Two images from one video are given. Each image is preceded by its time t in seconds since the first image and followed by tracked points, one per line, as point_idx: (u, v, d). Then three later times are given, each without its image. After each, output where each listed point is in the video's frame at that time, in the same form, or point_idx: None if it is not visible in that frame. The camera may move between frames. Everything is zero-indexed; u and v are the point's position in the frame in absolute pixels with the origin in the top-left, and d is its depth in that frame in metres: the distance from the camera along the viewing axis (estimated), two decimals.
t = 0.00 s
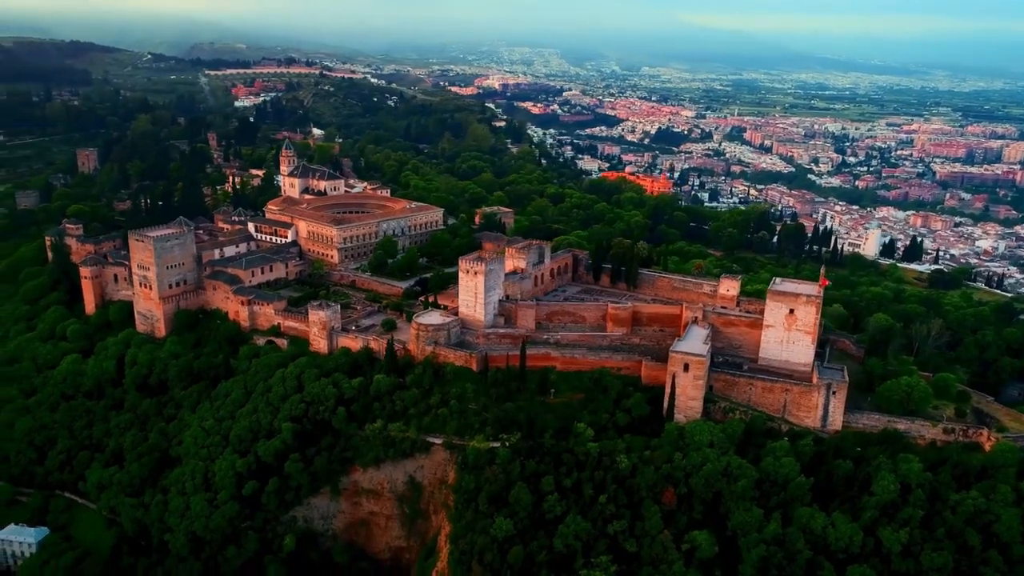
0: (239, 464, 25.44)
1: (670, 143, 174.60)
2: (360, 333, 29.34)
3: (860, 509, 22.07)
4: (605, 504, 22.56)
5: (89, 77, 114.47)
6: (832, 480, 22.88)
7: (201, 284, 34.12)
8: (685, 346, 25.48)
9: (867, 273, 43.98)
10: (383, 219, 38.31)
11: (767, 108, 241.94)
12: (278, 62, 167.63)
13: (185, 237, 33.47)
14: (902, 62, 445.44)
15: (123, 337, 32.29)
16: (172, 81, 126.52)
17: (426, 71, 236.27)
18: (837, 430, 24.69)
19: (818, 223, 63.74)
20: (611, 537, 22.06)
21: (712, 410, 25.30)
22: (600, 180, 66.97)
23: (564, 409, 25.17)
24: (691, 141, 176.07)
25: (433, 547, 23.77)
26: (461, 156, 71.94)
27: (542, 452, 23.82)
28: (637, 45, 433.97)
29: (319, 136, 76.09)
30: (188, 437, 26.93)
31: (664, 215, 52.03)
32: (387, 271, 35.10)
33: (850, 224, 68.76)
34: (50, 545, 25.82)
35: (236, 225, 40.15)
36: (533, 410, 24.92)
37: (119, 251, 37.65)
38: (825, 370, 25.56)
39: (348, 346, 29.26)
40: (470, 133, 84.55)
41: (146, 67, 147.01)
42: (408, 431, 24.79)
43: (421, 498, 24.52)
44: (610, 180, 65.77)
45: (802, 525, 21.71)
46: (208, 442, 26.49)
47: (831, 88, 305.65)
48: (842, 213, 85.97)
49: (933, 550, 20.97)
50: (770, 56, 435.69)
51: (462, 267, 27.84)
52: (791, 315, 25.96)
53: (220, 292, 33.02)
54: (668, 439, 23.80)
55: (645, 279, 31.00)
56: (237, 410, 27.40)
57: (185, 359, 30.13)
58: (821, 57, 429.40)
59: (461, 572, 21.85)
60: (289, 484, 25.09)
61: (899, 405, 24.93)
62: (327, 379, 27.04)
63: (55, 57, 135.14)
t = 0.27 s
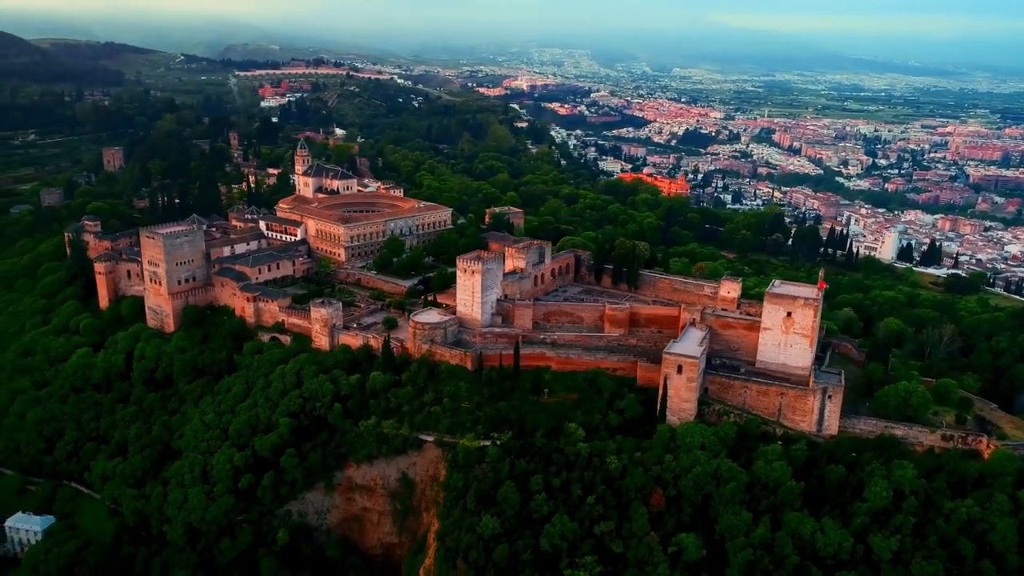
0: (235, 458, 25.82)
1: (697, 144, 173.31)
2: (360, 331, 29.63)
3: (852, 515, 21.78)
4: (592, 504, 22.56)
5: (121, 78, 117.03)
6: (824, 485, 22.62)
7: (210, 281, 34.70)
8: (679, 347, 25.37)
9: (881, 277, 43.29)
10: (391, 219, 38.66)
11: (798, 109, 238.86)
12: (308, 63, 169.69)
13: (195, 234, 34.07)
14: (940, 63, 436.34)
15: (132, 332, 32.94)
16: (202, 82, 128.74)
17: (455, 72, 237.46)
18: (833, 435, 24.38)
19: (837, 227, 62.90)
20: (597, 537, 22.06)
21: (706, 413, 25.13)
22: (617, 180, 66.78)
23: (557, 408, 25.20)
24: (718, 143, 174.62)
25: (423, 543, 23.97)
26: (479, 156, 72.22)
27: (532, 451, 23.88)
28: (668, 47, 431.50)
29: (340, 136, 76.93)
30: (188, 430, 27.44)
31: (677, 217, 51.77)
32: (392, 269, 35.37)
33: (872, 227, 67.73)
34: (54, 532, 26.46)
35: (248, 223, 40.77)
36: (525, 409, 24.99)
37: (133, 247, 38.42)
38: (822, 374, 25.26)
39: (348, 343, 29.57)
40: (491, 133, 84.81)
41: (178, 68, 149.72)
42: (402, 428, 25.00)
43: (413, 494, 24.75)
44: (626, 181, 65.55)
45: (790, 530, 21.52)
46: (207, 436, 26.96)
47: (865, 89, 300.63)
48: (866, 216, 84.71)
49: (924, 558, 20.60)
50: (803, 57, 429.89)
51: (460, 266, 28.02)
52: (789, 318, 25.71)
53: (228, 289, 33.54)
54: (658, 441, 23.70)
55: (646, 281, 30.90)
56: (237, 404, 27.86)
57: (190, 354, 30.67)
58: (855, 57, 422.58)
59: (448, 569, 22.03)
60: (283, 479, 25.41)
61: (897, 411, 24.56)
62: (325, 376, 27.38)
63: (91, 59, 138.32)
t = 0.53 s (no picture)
0: (232, 451, 26.25)
1: (723, 145, 171.69)
2: (360, 328, 29.90)
3: (841, 520, 21.52)
4: (579, 503, 22.56)
5: (152, 78, 119.19)
6: (814, 489, 22.37)
7: (218, 277, 35.25)
8: (673, 348, 25.26)
9: (895, 280, 42.57)
10: (398, 217, 38.95)
11: (829, 110, 235.25)
12: (336, 63, 171.21)
13: (204, 231, 34.62)
14: (979, 63, 426.92)
15: (142, 326, 33.59)
16: (231, 82, 130.63)
17: (482, 72, 238.05)
18: (827, 439, 24.10)
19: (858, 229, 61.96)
20: (582, 537, 22.05)
21: (699, 414, 24.99)
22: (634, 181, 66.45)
23: (549, 407, 25.24)
24: (745, 144, 172.78)
25: (412, 539, 24.16)
26: (497, 156, 72.35)
27: (522, 450, 23.94)
28: (698, 47, 427.88)
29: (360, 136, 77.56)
30: (189, 424, 27.96)
31: (690, 218, 51.40)
32: (396, 268, 35.63)
33: (894, 230, 66.54)
34: (58, 521, 27.13)
35: (260, 221, 41.37)
36: (517, 408, 25.06)
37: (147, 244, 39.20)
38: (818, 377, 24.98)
39: (348, 340, 29.85)
40: (510, 133, 84.86)
41: (208, 68, 151.95)
42: (394, 424, 25.22)
43: (405, 491, 24.95)
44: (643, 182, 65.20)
45: (776, 534, 21.33)
46: (207, 430, 27.46)
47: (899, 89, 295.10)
48: (891, 219, 83.28)
49: (911, 565, 20.28)
50: (837, 57, 423.35)
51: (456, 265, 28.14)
52: (785, 320, 25.45)
53: (235, 285, 34.05)
54: (648, 442, 23.62)
55: (647, 281, 30.78)
56: (237, 399, 28.32)
57: (195, 348, 31.22)
58: (890, 57, 415.13)
59: (434, 564, 22.20)
60: (278, 472, 25.77)
61: (893, 416, 24.18)
62: (322, 372, 27.71)
63: (124, 60, 141.06)
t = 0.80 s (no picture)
0: (228, 444, 26.63)
1: (748, 146, 170.04)
2: (358, 325, 30.13)
3: (827, 525, 21.31)
4: (565, 502, 22.57)
5: (178, 78, 121.03)
6: (802, 492, 22.16)
7: (225, 273, 35.74)
8: (665, 348, 25.15)
9: (907, 284, 41.93)
10: (403, 216, 39.21)
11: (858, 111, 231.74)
12: (361, 63, 172.47)
13: (211, 228, 35.12)
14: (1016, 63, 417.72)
15: (149, 321, 34.17)
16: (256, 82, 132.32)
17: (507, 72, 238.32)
18: (819, 443, 23.81)
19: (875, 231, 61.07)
20: (567, 536, 22.06)
21: (690, 416, 24.85)
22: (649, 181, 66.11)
23: (539, 406, 25.26)
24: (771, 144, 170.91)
25: (400, 535, 24.36)
26: (512, 155, 72.42)
27: (510, 448, 24.01)
28: (726, 47, 424.05)
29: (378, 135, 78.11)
30: (189, 417, 28.43)
31: (701, 219, 51.05)
32: (399, 266, 35.91)
33: (914, 233, 65.51)
34: (60, 510, 27.75)
35: (269, 219, 41.90)
36: (507, 406, 25.13)
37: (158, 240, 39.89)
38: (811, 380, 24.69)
39: (347, 337, 30.03)
40: (528, 133, 84.88)
41: (235, 68, 153.71)
42: (386, 421, 25.43)
43: (395, 487, 25.13)
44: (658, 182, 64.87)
45: (761, 537, 21.16)
46: (205, 423, 27.90)
47: (932, 90, 289.76)
48: (914, 221, 81.92)
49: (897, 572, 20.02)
50: (868, 57, 416.87)
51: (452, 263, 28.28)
52: (779, 322, 25.21)
53: (240, 282, 34.50)
54: (636, 442, 23.54)
55: (644, 282, 30.69)
56: (236, 393, 28.73)
57: (198, 342, 31.72)
58: (924, 57, 407.80)
59: (419, 560, 22.36)
60: (272, 466, 26.11)
61: (887, 420, 23.83)
62: (319, 367, 28.01)
63: (154, 60, 143.43)
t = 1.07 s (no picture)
0: (227, 437, 27.07)
1: (776, 147, 168.07)
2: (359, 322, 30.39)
3: (815, 530, 21.10)
4: (552, 502, 22.59)
5: (207, 79, 122.89)
6: (791, 497, 21.95)
7: (233, 270, 36.21)
8: (658, 350, 25.03)
9: (921, 288, 41.22)
10: (411, 215, 39.50)
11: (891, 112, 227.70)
12: (388, 64, 173.68)
13: (221, 225, 35.59)
14: None
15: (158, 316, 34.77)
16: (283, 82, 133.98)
17: (534, 73, 238.36)
18: (812, 447, 23.52)
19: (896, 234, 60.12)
20: (552, 535, 22.10)
21: (682, 417, 24.69)
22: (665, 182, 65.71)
23: (531, 405, 25.30)
24: (799, 146, 168.76)
25: (390, 531, 24.58)
26: (530, 155, 72.43)
27: (500, 447, 24.09)
28: (758, 47, 419.42)
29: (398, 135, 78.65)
30: (191, 411, 28.94)
31: (714, 220, 50.67)
32: (404, 265, 36.18)
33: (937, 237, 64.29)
34: (66, 500, 28.43)
35: (280, 217, 42.46)
36: (499, 404, 25.19)
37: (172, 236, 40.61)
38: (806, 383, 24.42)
39: (348, 334, 30.24)
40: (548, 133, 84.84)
41: (264, 68, 155.56)
42: (380, 417, 25.66)
43: (387, 483, 25.38)
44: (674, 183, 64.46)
45: (746, 540, 21.00)
46: (206, 416, 28.39)
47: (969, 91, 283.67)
48: (940, 224, 80.44)
49: None
50: (904, 57, 409.40)
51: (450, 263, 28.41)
52: (774, 324, 24.97)
53: (247, 279, 34.96)
54: (626, 442, 23.47)
55: (644, 282, 30.58)
56: (238, 388, 29.17)
57: (204, 337, 32.24)
58: (962, 57, 399.40)
59: (406, 556, 22.57)
60: (268, 460, 26.48)
61: (882, 425, 23.43)
62: (317, 364, 28.32)
63: (185, 60, 145.92)
